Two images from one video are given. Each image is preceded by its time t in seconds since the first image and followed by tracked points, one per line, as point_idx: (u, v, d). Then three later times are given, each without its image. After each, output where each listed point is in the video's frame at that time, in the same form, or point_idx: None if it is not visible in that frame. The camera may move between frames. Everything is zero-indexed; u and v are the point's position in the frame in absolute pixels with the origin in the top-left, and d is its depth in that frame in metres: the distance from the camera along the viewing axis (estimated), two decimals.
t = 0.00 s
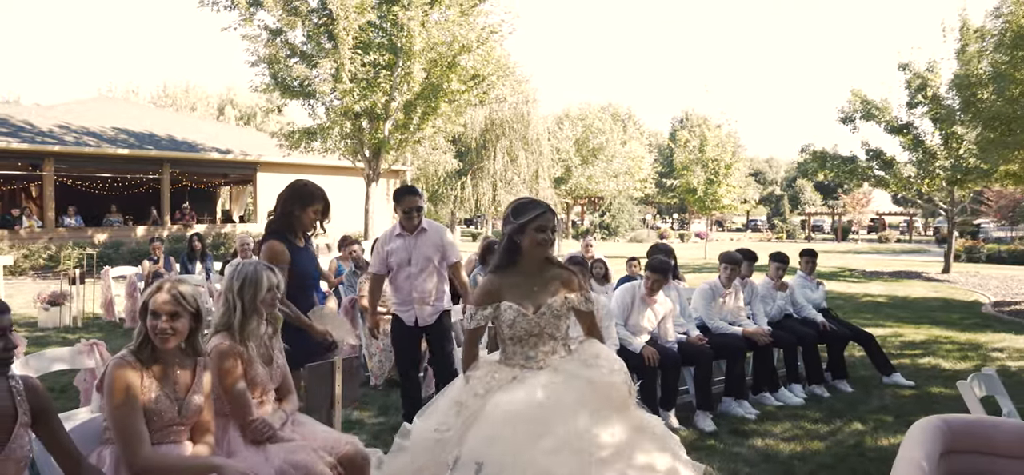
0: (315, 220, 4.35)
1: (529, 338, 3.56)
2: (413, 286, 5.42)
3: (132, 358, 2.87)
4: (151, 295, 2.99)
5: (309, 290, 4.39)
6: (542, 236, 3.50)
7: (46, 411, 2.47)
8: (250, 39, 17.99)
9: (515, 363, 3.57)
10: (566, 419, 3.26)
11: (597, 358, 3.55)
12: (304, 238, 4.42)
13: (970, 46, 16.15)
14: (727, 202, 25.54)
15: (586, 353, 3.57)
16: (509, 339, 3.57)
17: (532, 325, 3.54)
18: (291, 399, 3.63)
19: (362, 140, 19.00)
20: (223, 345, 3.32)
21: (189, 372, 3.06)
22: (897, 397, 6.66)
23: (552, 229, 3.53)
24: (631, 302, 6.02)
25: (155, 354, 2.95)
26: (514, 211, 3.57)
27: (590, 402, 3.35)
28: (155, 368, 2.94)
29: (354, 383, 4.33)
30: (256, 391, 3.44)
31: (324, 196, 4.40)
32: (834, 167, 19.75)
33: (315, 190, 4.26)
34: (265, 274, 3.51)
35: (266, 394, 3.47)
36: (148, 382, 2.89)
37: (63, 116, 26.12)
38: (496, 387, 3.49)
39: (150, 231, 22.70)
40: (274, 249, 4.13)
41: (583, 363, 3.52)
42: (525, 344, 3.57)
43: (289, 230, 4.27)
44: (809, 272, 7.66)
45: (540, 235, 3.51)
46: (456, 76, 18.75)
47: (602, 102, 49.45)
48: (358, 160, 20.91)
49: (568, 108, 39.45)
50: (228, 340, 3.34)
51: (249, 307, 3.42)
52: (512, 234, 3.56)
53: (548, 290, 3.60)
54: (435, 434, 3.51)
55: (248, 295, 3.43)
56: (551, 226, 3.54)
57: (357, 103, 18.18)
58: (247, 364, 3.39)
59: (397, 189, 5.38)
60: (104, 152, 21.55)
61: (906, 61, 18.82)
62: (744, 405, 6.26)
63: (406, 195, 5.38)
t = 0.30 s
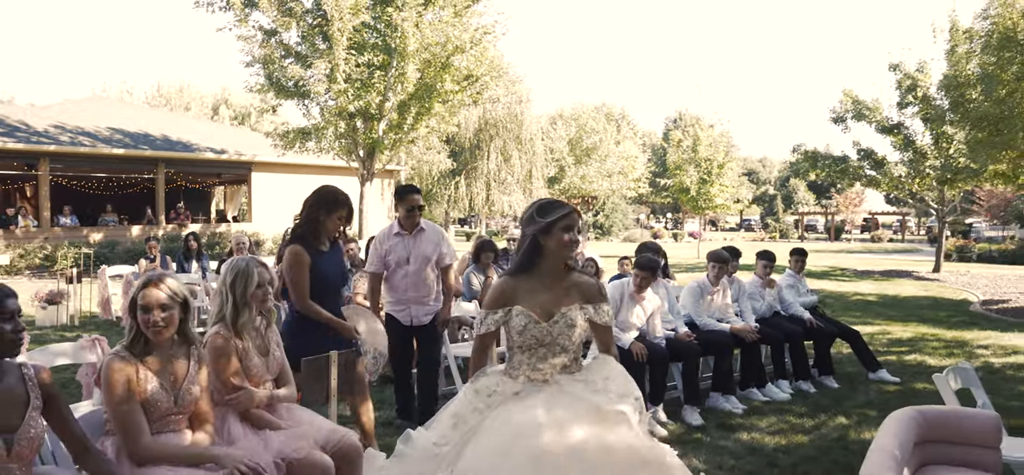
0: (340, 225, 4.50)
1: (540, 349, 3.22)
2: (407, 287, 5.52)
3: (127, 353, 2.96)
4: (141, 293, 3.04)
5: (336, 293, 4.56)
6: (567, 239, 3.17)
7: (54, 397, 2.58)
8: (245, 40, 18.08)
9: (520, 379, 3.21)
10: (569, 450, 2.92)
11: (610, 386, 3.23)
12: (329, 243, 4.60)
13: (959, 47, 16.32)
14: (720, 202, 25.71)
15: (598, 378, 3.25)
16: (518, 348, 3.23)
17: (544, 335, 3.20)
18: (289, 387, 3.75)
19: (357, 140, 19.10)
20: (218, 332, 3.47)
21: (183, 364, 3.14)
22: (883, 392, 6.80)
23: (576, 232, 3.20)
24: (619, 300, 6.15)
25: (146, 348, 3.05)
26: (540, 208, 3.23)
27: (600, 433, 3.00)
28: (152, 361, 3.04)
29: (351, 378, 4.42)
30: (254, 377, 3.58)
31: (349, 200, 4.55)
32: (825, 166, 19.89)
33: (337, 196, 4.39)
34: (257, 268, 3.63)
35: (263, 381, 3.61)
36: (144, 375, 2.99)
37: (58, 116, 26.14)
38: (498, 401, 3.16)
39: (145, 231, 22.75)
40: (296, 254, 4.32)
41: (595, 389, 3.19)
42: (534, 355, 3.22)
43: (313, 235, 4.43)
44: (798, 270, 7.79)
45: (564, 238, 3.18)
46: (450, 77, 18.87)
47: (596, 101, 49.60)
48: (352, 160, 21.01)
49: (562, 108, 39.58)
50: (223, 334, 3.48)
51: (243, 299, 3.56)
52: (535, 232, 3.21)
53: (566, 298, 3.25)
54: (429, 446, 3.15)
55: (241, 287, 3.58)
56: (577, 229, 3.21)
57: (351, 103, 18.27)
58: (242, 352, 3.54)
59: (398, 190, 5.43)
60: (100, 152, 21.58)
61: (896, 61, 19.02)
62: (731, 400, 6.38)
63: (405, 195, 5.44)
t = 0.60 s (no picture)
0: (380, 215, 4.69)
1: (546, 344, 2.93)
2: (417, 278, 5.57)
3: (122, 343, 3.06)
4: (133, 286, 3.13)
5: (373, 281, 4.77)
6: (575, 231, 2.91)
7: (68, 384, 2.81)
8: (247, 40, 18.23)
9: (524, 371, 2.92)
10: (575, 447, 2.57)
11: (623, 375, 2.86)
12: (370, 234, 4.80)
13: (955, 48, 16.48)
14: (718, 201, 25.86)
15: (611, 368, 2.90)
16: (522, 342, 2.96)
17: (550, 330, 2.92)
18: (290, 375, 3.89)
19: (357, 140, 19.25)
20: (222, 323, 3.61)
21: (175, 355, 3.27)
22: (873, 386, 6.95)
23: (586, 222, 2.94)
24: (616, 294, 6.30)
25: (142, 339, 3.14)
26: (549, 196, 2.98)
27: (609, 427, 2.64)
28: (146, 350, 3.15)
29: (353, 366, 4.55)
30: (259, 365, 3.74)
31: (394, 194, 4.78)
32: (823, 166, 20.04)
33: (378, 186, 4.58)
34: (256, 260, 3.77)
35: (266, 369, 3.76)
36: (141, 365, 3.09)
37: (61, 116, 26.27)
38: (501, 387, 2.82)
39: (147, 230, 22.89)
40: (336, 241, 4.52)
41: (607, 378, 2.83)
42: (540, 351, 2.93)
43: (354, 223, 4.64)
44: (792, 267, 7.94)
45: (574, 229, 2.92)
46: (450, 77, 19.02)
47: (597, 101, 49.73)
48: (353, 159, 21.18)
49: (562, 108, 39.72)
50: (228, 325, 3.62)
51: (245, 291, 3.69)
52: (540, 222, 2.96)
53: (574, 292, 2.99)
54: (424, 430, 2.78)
55: (244, 277, 3.72)
56: (587, 220, 2.95)
57: (352, 103, 18.42)
58: (246, 340, 3.69)
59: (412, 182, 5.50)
60: (102, 151, 21.72)
61: (893, 62, 19.17)
62: (724, 393, 6.52)
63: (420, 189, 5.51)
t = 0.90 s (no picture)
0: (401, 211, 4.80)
1: (546, 352, 2.90)
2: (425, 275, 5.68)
3: (124, 336, 3.20)
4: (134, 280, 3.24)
5: (394, 278, 4.88)
6: (569, 225, 2.87)
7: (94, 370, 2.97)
8: (248, 41, 18.39)
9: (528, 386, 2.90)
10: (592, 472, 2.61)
11: (633, 389, 2.89)
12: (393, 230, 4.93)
13: (949, 50, 16.65)
14: (716, 201, 26.02)
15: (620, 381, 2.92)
16: (522, 350, 2.92)
17: (549, 333, 2.86)
18: (295, 364, 4.06)
19: (357, 140, 19.41)
20: (231, 315, 3.77)
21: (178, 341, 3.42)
22: (862, 380, 7.14)
23: (581, 216, 2.90)
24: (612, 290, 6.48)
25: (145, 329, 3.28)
26: (540, 194, 2.97)
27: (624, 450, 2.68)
28: (149, 341, 3.29)
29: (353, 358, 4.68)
30: (266, 356, 3.91)
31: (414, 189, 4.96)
32: (819, 167, 20.21)
33: (397, 182, 4.70)
34: (260, 256, 3.92)
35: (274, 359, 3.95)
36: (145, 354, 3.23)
37: (62, 116, 26.42)
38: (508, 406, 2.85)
39: (149, 230, 23.07)
40: (354, 236, 4.69)
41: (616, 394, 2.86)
42: (542, 360, 2.91)
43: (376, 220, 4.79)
44: (785, 265, 8.13)
45: (569, 224, 2.89)
46: (449, 78, 19.18)
47: (596, 102, 49.92)
48: (354, 160, 21.34)
49: (561, 109, 39.88)
50: (235, 316, 3.78)
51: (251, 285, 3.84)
52: (532, 221, 2.94)
53: (575, 289, 2.94)
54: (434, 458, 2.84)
55: (250, 272, 3.88)
56: (583, 215, 2.92)
57: (352, 104, 18.58)
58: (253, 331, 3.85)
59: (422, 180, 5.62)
60: (104, 152, 21.88)
61: (888, 63, 19.35)
62: (716, 386, 6.70)
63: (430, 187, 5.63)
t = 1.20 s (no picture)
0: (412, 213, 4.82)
1: (559, 352, 2.69)
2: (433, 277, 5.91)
3: (139, 330, 3.36)
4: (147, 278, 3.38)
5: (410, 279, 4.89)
6: (586, 222, 2.70)
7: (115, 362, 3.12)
8: (243, 43, 18.52)
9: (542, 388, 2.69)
10: None
11: (654, 387, 2.70)
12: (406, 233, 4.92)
13: (936, 52, 16.88)
14: (708, 202, 26.24)
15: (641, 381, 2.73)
16: (533, 353, 2.73)
17: (564, 334, 2.67)
18: (299, 359, 4.22)
19: (351, 140, 19.57)
20: (237, 312, 3.97)
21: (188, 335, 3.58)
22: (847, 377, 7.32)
23: (597, 211, 2.73)
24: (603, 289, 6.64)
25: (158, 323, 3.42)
26: (554, 188, 2.78)
27: (652, 452, 2.48)
28: (162, 336, 3.45)
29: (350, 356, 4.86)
30: (270, 351, 4.08)
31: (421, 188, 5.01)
32: (809, 167, 20.42)
33: (406, 186, 4.73)
34: (265, 255, 4.10)
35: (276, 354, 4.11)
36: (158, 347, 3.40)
37: (55, 117, 26.44)
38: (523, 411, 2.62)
39: (143, 230, 23.13)
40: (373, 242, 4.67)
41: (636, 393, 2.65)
42: (556, 360, 2.71)
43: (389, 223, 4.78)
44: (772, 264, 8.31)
45: (587, 221, 2.71)
46: (443, 80, 19.31)
47: (588, 103, 50.15)
48: (348, 160, 21.48)
49: (554, 110, 40.06)
50: (241, 313, 3.97)
51: (257, 284, 4.01)
52: (545, 216, 2.75)
53: (590, 287, 2.77)
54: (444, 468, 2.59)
55: (257, 271, 4.04)
56: (599, 210, 2.76)
57: (346, 104, 18.69)
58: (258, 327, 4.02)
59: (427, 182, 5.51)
60: (99, 153, 21.97)
61: (877, 66, 19.58)
62: (705, 382, 6.87)
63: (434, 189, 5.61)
